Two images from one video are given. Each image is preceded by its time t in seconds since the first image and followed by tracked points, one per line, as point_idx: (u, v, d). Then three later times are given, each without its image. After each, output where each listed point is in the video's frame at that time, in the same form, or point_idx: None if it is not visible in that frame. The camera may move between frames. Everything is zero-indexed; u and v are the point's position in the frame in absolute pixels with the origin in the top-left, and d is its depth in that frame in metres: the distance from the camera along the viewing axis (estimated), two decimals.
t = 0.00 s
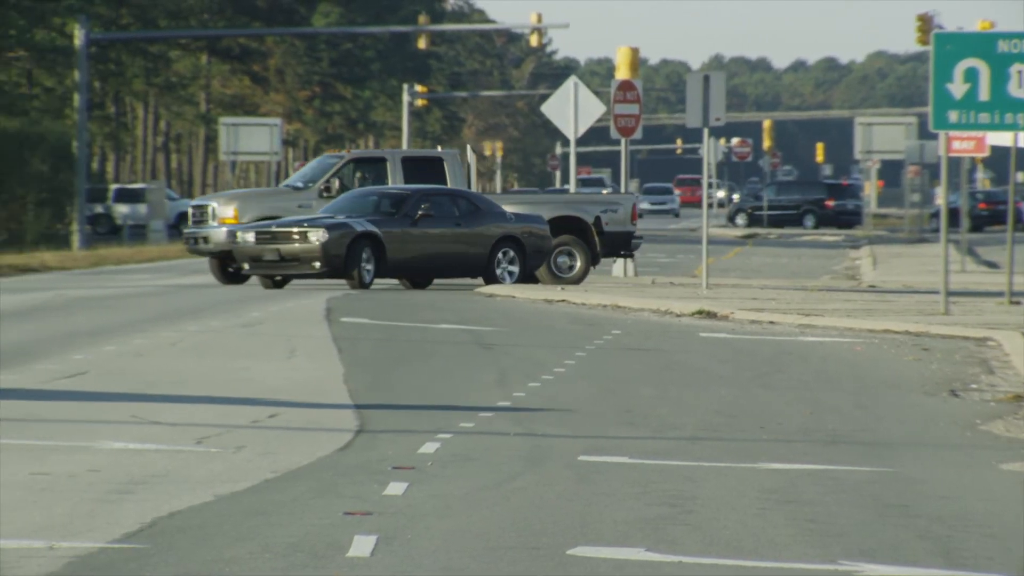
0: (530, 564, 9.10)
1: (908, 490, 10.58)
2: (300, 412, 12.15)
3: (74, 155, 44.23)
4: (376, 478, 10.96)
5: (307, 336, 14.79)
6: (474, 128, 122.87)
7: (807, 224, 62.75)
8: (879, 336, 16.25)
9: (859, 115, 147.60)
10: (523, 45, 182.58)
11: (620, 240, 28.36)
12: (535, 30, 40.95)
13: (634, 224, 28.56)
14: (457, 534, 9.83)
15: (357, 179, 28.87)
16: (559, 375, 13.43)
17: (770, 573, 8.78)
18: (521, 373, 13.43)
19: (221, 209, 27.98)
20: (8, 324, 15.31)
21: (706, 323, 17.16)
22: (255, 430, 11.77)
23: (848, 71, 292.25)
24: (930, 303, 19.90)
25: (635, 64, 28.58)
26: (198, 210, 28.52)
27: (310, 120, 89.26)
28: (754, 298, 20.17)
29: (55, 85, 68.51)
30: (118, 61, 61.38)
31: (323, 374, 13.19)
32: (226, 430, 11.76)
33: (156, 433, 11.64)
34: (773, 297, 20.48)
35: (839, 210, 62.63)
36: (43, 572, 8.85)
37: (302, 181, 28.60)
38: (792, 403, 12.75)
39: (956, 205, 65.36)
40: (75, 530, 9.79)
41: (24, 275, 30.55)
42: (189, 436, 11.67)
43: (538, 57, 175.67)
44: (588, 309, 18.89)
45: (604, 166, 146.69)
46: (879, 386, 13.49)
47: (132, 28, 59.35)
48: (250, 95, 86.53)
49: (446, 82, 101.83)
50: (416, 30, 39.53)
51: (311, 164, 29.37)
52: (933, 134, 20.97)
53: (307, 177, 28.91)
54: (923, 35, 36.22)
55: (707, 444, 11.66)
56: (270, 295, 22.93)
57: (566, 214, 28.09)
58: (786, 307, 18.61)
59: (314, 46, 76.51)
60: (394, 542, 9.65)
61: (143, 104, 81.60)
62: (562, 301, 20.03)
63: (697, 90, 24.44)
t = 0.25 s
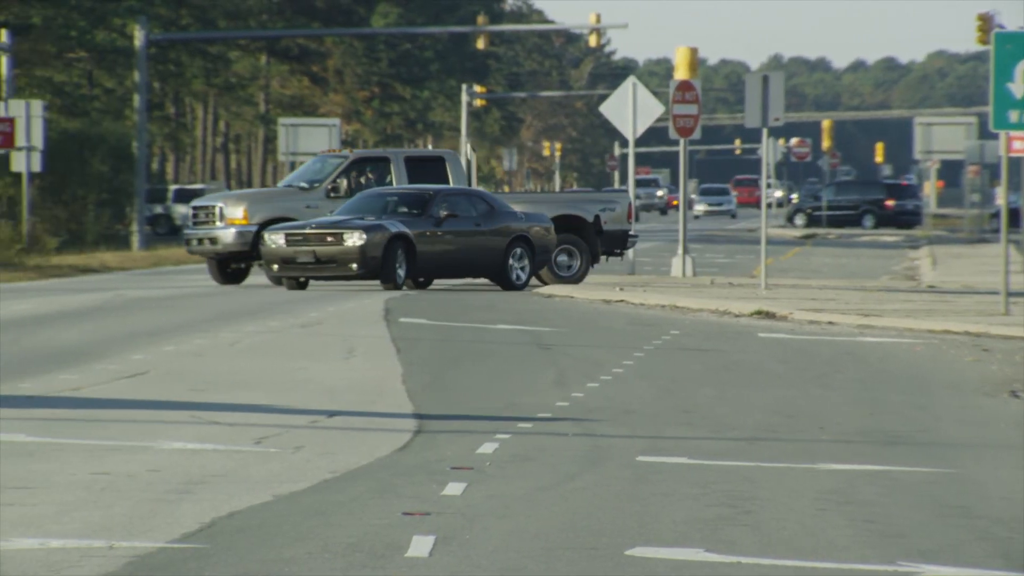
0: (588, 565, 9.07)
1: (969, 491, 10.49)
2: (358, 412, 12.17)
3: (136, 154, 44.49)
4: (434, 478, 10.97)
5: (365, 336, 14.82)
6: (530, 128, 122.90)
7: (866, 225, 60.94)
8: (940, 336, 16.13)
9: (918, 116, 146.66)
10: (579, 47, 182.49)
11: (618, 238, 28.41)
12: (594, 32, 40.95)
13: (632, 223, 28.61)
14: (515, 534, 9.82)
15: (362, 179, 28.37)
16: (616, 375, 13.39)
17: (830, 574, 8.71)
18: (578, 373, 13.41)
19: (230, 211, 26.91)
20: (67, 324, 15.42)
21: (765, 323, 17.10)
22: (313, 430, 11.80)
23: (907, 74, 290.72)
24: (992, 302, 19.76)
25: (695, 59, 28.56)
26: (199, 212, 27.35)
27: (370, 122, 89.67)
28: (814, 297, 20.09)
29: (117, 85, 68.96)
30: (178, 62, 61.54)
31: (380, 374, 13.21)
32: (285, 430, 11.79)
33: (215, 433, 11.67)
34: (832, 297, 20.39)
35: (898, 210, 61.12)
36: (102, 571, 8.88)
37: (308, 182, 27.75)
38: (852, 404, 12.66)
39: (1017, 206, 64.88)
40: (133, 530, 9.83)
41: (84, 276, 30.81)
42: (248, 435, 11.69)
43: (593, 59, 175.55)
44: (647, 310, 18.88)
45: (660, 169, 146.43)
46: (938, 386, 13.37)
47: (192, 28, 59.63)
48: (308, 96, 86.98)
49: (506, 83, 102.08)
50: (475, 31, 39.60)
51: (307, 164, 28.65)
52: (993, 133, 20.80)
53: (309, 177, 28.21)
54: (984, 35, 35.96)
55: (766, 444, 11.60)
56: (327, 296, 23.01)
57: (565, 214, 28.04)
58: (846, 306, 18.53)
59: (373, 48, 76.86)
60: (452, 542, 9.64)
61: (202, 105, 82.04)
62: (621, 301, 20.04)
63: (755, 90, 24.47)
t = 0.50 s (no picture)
0: (642, 566, 9.04)
1: None
2: (412, 411, 12.17)
3: (191, 153, 44.78)
4: (488, 478, 10.96)
5: (419, 336, 14.84)
6: (584, 131, 122.95)
7: (922, 225, 60.65)
8: (996, 336, 16.01)
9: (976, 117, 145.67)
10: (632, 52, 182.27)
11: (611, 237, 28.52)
12: (648, 30, 40.91)
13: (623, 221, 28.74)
14: (569, 535, 9.79)
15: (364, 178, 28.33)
16: (671, 375, 13.35)
17: None
18: (633, 373, 13.38)
19: (240, 211, 26.75)
20: (122, 324, 15.52)
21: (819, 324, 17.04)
22: (367, 430, 11.81)
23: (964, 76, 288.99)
24: None
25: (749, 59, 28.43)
26: (201, 214, 27.14)
27: (425, 122, 90.03)
28: (870, 297, 20.00)
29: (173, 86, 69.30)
30: (233, 63, 61.63)
31: (434, 374, 13.23)
32: (339, 430, 11.81)
33: (270, 432, 11.71)
34: (888, 296, 20.29)
35: (955, 210, 60.84)
36: (157, 571, 8.91)
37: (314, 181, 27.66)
38: (908, 404, 12.57)
39: None
40: (188, 531, 9.86)
41: (140, 276, 31.06)
42: (303, 435, 11.72)
43: (646, 64, 175.37)
44: (701, 310, 18.85)
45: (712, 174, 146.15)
46: (995, 386, 13.27)
47: (247, 28, 59.68)
48: (364, 96, 87.39)
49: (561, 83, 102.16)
50: (527, 31, 39.63)
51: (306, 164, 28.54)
52: None
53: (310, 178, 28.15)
54: None
55: (821, 445, 11.54)
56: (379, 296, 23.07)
57: (563, 212, 28.09)
58: (902, 306, 18.43)
59: (428, 47, 77.13)
60: (507, 542, 9.63)
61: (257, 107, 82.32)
62: (675, 300, 20.02)
63: (811, 90, 24.44)
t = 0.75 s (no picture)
0: (685, 566, 9.00)
1: None
2: (456, 412, 12.17)
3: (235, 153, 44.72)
4: (532, 479, 10.95)
5: (461, 336, 14.85)
6: (627, 130, 122.99)
7: (966, 225, 60.34)
8: None
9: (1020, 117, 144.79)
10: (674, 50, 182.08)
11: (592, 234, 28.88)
12: (693, 30, 40.85)
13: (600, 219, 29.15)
14: (612, 535, 9.78)
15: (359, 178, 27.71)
16: (713, 376, 13.31)
17: None
18: (675, 374, 13.36)
19: (241, 211, 25.99)
20: (164, 324, 15.56)
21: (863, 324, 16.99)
22: (410, 430, 11.81)
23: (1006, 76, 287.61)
24: None
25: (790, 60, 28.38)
26: (197, 216, 26.34)
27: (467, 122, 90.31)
28: (915, 297, 19.91)
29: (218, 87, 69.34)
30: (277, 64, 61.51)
31: (477, 375, 13.23)
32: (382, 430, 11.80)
33: (313, 433, 11.71)
34: (933, 296, 20.20)
35: (999, 210, 60.50)
36: (201, 570, 8.91)
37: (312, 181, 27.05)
38: (953, 405, 12.51)
39: None
40: (230, 530, 9.87)
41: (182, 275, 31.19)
42: (346, 436, 11.72)
43: (688, 67, 175.07)
44: (745, 310, 18.82)
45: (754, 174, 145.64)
46: None
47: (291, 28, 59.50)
48: (407, 95, 87.71)
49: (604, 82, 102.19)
50: (571, 32, 39.59)
51: (300, 163, 27.91)
52: None
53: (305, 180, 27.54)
54: None
55: (865, 445, 11.50)
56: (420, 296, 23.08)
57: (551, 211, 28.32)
58: (947, 306, 18.35)
59: (471, 47, 77.34)
60: (550, 542, 9.61)
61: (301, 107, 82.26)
62: (719, 301, 20.00)
63: (855, 89, 24.57)
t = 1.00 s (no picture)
0: (721, 566, 8.97)
1: None
2: (493, 411, 12.16)
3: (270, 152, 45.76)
4: (569, 478, 10.94)
5: (498, 335, 14.85)
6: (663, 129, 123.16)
7: (1004, 224, 60.10)
8: None
9: None
10: (709, 50, 181.94)
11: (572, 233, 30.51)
12: (730, 29, 40.79)
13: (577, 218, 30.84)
14: (649, 535, 9.76)
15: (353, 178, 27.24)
16: (750, 375, 13.28)
17: None
18: (712, 373, 13.34)
19: (243, 212, 25.53)
20: (201, 323, 15.58)
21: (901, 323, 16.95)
22: (447, 429, 11.80)
23: None
24: None
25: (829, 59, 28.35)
26: (196, 215, 25.86)
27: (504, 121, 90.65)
28: (954, 297, 19.85)
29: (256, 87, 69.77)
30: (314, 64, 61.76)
31: (514, 374, 13.22)
32: (419, 429, 11.79)
33: (350, 432, 11.71)
34: (972, 296, 20.13)
35: None
36: (238, 570, 8.90)
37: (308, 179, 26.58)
38: (991, 405, 12.46)
39: None
40: (268, 529, 9.87)
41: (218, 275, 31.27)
42: (383, 435, 11.71)
43: (722, 67, 174.92)
44: (782, 309, 18.80)
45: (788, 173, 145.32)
46: None
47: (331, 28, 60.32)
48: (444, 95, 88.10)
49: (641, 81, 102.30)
50: (609, 31, 39.56)
51: (290, 161, 27.35)
52: None
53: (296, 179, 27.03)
54: None
55: (902, 445, 11.46)
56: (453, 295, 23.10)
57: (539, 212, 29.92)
58: (986, 305, 18.28)
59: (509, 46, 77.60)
60: (587, 542, 9.59)
61: (339, 107, 82.54)
62: (757, 300, 20.00)
63: (892, 90, 24.62)
